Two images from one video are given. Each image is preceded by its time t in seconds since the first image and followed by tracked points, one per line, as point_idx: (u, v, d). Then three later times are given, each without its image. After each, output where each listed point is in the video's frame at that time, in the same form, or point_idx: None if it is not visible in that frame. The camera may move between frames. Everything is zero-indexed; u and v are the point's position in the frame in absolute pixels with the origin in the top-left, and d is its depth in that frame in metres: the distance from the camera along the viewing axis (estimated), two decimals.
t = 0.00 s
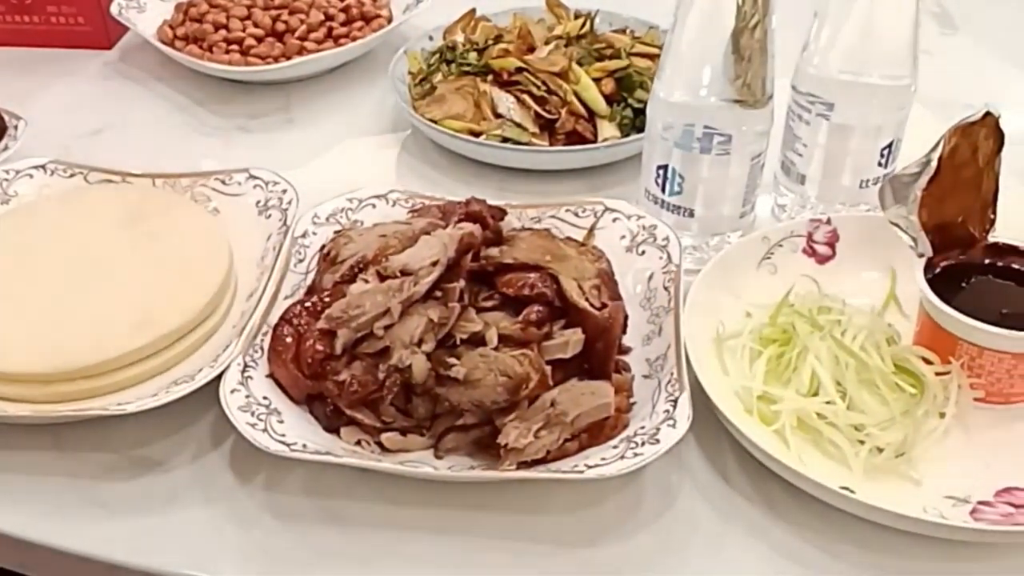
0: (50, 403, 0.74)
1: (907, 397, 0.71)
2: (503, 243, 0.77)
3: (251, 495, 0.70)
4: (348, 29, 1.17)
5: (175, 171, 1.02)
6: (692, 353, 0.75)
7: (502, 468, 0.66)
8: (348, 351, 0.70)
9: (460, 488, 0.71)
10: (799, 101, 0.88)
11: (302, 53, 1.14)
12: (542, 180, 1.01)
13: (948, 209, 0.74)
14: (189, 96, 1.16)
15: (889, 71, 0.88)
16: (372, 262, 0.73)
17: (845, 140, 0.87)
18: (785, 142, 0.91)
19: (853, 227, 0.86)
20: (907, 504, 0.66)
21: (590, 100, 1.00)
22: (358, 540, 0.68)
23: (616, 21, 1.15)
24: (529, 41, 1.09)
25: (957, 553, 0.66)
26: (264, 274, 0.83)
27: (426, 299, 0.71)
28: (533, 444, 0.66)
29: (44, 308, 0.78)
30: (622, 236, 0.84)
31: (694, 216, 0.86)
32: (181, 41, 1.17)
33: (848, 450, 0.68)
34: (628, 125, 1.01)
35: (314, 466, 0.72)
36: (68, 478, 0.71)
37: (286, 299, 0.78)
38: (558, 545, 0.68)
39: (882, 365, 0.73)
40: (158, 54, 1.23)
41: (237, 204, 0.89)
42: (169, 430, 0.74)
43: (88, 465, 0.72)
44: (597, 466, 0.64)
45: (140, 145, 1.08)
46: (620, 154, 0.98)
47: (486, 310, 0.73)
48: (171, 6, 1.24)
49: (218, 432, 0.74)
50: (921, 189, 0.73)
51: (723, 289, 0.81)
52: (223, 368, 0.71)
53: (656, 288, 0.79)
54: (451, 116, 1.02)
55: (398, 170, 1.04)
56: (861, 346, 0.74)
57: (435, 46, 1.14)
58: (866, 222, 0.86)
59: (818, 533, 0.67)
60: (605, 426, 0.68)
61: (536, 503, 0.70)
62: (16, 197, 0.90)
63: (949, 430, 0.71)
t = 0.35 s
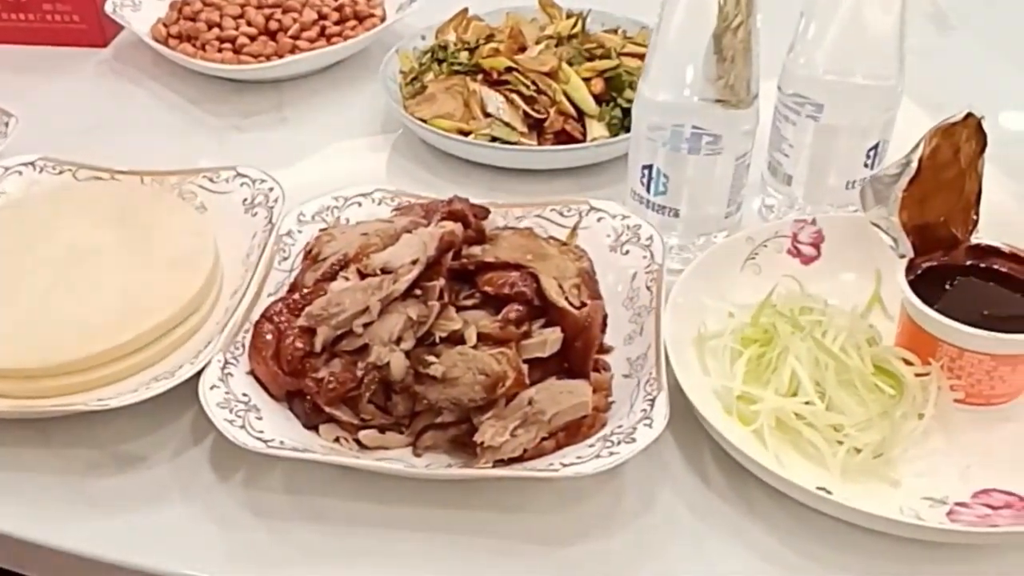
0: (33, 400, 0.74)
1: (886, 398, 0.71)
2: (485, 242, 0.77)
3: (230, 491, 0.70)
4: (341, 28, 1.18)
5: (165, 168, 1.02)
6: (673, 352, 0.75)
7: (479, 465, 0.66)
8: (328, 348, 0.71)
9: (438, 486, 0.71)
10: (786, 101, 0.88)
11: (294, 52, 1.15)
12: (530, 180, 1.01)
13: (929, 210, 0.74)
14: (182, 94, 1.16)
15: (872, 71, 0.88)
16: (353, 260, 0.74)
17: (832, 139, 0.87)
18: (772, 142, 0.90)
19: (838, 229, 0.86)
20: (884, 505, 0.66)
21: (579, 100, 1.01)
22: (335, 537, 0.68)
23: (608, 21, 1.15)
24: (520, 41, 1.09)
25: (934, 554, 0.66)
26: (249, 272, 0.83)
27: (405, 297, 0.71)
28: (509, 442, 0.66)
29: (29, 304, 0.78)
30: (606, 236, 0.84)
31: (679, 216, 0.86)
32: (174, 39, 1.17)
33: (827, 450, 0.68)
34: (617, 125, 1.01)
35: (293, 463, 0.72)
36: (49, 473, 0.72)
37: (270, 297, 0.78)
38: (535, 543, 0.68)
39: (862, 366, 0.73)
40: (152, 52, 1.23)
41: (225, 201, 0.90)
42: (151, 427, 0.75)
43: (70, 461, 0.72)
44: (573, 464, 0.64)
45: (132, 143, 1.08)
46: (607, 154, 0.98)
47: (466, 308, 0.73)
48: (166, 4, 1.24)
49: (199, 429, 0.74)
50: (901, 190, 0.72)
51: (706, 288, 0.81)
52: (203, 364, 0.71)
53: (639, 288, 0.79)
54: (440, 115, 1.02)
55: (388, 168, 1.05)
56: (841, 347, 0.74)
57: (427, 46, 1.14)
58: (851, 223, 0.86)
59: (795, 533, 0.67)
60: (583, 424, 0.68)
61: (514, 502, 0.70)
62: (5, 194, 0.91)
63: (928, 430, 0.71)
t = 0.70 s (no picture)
0: (10, 392, 0.74)
1: (857, 400, 0.71)
2: (462, 240, 0.77)
3: (202, 486, 0.71)
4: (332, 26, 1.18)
5: (153, 165, 1.03)
6: (647, 351, 0.75)
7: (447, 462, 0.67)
8: (301, 344, 0.71)
9: (409, 483, 0.71)
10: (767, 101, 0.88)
11: (284, 50, 1.15)
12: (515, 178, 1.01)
13: (904, 211, 0.74)
14: (172, 91, 1.17)
15: (853, 72, 0.88)
16: (329, 258, 0.74)
17: (814, 140, 0.87)
18: (754, 142, 0.90)
19: (818, 229, 0.86)
20: (852, 505, 0.66)
21: (565, 100, 1.01)
22: (304, 532, 0.68)
23: (596, 21, 1.15)
24: (508, 40, 1.09)
25: (901, 555, 0.66)
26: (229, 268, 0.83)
27: (378, 294, 0.71)
28: (477, 439, 0.66)
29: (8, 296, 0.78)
30: (585, 235, 0.84)
31: (658, 215, 0.86)
32: (166, 37, 1.18)
33: (796, 450, 0.68)
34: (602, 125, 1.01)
35: (266, 458, 0.73)
36: (24, 466, 0.72)
37: (247, 293, 0.79)
38: (503, 540, 0.68)
39: (834, 367, 0.73)
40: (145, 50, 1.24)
41: (208, 198, 0.90)
42: (126, 421, 0.75)
43: (45, 454, 0.73)
44: (540, 462, 0.64)
45: (121, 138, 1.09)
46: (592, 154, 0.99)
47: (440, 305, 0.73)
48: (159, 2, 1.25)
49: (174, 424, 0.75)
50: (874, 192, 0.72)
51: (684, 287, 0.81)
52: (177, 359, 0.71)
53: (616, 287, 0.79)
54: (427, 114, 1.03)
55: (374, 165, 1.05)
56: (813, 348, 0.74)
57: (416, 44, 1.15)
58: (831, 224, 0.86)
59: (763, 533, 0.67)
60: (552, 422, 0.68)
61: (484, 499, 0.70)
62: None
63: (900, 431, 0.71)
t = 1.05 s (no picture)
0: None
1: (824, 401, 0.71)
2: (435, 237, 0.77)
3: (170, 479, 0.71)
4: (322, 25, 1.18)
5: (138, 160, 1.03)
6: (618, 350, 0.75)
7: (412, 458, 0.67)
8: (270, 340, 0.71)
9: (377, 479, 0.72)
10: (746, 101, 0.87)
11: (274, 48, 1.16)
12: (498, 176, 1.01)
13: (876, 212, 0.73)
14: (162, 87, 1.17)
15: (832, 71, 0.88)
16: (302, 254, 0.74)
17: (791, 140, 0.86)
18: (735, 143, 0.90)
19: (794, 231, 0.86)
20: (816, 506, 0.66)
21: (549, 99, 1.01)
22: (270, 526, 0.69)
23: (584, 20, 1.15)
24: (496, 39, 1.09)
25: (864, 556, 0.66)
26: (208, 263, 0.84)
27: (347, 290, 0.72)
28: (443, 436, 0.67)
29: None
30: (561, 233, 0.84)
31: (635, 214, 0.86)
32: (158, 33, 1.18)
33: (762, 450, 0.68)
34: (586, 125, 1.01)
35: (235, 453, 0.73)
36: None
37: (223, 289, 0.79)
38: (467, 537, 0.68)
39: (803, 368, 0.73)
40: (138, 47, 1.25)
41: (190, 195, 0.91)
42: (100, 414, 0.76)
43: (18, 446, 0.74)
44: (503, 459, 0.65)
45: (110, 133, 1.10)
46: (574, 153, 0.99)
47: (411, 303, 0.74)
48: None
49: (146, 418, 0.76)
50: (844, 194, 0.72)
51: (658, 286, 0.81)
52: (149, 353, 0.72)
53: (590, 286, 0.80)
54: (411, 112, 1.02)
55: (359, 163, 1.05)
56: (782, 348, 0.74)
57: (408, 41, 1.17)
58: (807, 225, 0.86)
59: (726, 532, 0.67)
60: (518, 419, 0.68)
61: (450, 497, 0.70)
62: None
63: (869, 433, 0.71)
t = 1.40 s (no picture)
0: None
1: (794, 401, 0.71)
2: (412, 235, 0.78)
3: (143, 473, 0.72)
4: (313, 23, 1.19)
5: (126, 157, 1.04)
6: (592, 348, 0.76)
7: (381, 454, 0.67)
8: (244, 336, 0.71)
9: (348, 475, 0.72)
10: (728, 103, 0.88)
11: (264, 46, 1.16)
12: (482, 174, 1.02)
13: (850, 213, 0.73)
14: (154, 84, 1.18)
15: (812, 71, 0.88)
16: (278, 251, 0.75)
17: (772, 140, 0.86)
18: (717, 144, 0.90)
19: (773, 231, 0.86)
20: (783, 506, 0.65)
21: (535, 98, 1.01)
22: (239, 519, 0.69)
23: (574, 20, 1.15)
24: (486, 38, 1.09)
25: (831, 557, 0.65)
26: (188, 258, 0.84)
27: (321, 288, 0.72)
28: (412, 433, 0.67)
29: None
30: (540, 232, 0.84)
31: (614, 213, 0.86)
32: (150, 31, 1.19)
33: (731, 450, 0.68)
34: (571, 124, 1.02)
35: (208, 448, 0.74)
36: None
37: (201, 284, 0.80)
38: (435, 533, 0.68)
39: (774, 369, 0.73)
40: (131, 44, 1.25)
41: (175, 191, 0.92)
42: (77, 408, 0.77)
43: None
44: (469, 456, 0.65)
45: (100, 129, 1.10)
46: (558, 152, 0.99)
47: (385, 300, 0.74)
48: None
49: (122, 412, 0.76)
50: (815, 193, 0.73)
51: (635, 286, 0.81)
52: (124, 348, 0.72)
53: (567, 285, 0.80)
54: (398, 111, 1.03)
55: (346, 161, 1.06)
56: (754, 349, 0.74)
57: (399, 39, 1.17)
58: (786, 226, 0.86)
59: (692, 532, 0.67)
60: (489, 417, 0.68)
61: (420, 494, 0.71)
62: None
63: (840, 434, 0.71)
